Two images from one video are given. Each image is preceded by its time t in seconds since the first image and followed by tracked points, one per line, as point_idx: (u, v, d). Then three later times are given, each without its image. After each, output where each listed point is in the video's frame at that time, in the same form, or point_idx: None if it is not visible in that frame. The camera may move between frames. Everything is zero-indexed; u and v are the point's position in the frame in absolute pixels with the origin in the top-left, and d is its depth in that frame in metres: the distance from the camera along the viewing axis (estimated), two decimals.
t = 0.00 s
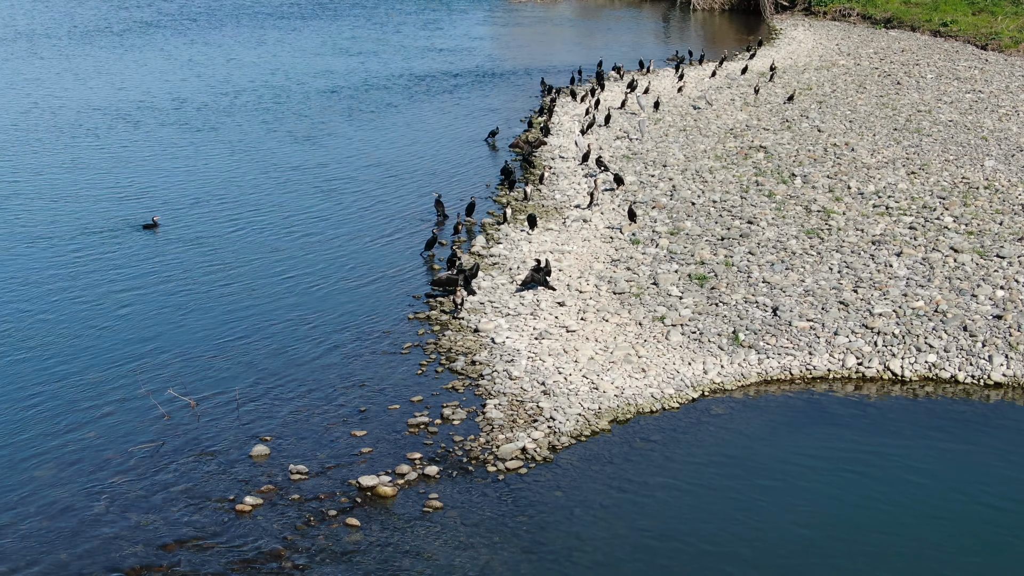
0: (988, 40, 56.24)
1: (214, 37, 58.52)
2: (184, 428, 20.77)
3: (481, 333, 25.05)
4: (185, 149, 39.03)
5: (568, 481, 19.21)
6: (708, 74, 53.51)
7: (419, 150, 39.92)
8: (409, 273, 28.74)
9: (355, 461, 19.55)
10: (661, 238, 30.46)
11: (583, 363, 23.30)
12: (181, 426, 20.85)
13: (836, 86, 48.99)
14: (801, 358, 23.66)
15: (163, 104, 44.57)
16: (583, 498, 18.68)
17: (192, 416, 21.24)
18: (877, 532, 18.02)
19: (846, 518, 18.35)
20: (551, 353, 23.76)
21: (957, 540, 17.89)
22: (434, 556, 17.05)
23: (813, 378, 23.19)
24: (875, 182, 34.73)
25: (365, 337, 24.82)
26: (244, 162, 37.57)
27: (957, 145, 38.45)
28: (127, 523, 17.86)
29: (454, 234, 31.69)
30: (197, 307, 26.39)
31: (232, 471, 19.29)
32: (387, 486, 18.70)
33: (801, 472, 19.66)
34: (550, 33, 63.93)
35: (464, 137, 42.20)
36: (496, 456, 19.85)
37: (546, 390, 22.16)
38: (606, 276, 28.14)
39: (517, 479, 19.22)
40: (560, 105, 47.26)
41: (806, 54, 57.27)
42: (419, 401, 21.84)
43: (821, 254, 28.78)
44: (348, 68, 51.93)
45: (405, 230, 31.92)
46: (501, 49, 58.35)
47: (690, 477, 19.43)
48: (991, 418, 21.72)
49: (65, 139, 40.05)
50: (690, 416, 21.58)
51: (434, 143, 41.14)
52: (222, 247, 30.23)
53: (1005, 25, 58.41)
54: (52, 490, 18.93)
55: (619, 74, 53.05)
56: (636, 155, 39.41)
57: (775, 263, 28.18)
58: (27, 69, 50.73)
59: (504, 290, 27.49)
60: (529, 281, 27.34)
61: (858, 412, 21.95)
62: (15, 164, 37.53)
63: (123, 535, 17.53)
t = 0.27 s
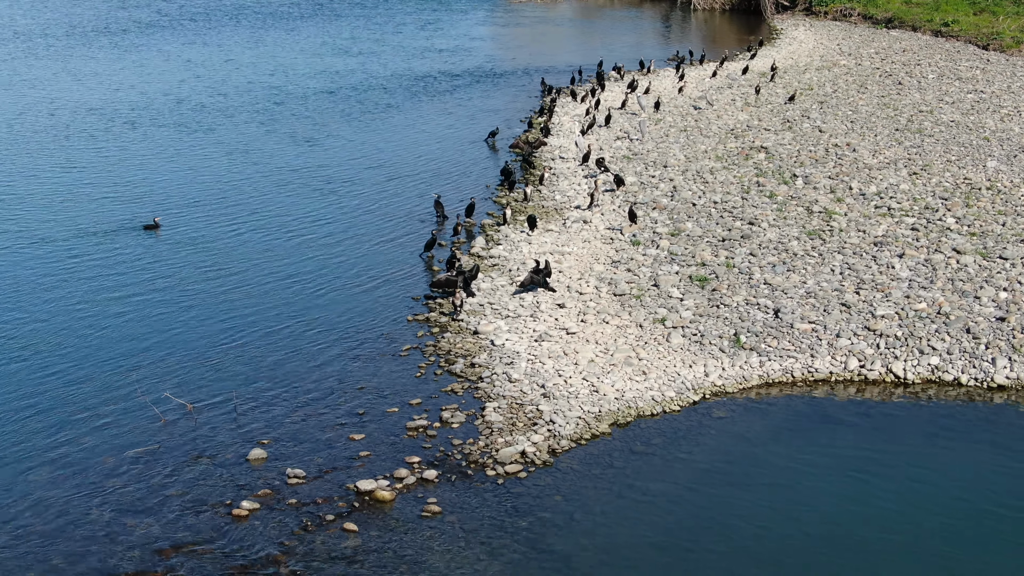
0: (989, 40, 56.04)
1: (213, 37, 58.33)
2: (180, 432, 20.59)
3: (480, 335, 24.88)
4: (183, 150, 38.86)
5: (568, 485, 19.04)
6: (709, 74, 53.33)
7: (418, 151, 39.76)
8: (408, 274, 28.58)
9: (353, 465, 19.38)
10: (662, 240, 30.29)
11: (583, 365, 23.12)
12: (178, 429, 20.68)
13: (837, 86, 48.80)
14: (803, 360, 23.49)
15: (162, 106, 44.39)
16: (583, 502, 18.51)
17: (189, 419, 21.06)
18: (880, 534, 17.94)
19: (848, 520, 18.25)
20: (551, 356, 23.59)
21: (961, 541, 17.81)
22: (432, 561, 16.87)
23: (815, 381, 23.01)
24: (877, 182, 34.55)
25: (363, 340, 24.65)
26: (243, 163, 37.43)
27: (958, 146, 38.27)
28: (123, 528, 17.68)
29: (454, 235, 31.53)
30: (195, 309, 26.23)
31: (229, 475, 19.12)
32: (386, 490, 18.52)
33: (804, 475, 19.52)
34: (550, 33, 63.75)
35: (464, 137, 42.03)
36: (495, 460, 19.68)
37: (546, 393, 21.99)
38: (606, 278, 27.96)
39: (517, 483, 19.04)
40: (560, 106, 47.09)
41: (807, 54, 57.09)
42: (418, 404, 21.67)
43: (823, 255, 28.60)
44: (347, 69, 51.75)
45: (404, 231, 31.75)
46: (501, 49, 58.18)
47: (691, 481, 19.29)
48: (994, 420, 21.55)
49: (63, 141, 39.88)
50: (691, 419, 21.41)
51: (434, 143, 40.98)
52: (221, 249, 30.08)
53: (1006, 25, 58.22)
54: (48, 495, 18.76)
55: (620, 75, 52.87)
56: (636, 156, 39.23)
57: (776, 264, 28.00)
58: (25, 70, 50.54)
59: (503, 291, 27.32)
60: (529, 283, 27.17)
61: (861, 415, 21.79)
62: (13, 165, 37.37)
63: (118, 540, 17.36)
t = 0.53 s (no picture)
0: (991, 39, 55.87)
1: (212, 37, 58.17)
2: (176, 434, 20.44)
3: (479, 337, 24.72)
4: (182, 151, 38.70)
5: (567, 488, 18.88)
6: (709, 74, 53.17)
7: (417, 151, 39.61)
8: (407, 275, 28.43)
9: (350, 468, 19.23)
10: (662, 240, 30.13)
11: (583, 367, 22.96)
12: (174, 432, 20.53)
13: (838, 86, 48.64)
14: (805, 362, 23.32)
15: (160, 106, 44.23)
16: (583, 506, 18.35)
17: (185, 421, 20.91)
18: (883, 533, 17.84)
19: (851, 520, 18.13)
20: (550, 358, 23.43)
21: (964, 539, 17.73)
22: (430, 565, 16.72)
23: (817, 382, 22.84)
24: (878, 183, 34.39)
25: (361, 342, 24.49)
26: (242, 164, 37.32)
27: (960, 146, 38.11)
28: (118, 532, 17.54)
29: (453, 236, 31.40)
30: (193, 311, 26.09)
31: (225, 478, 18.98)
32: (383, 493, 18.37)
33: (805, 477, 19.35)
34: (550, 33, 63.59)
35: (464, 138, 41.87)
36: (494, 463, 19.52)
37: (545, 395, 21.83)
38: (606, 279, 27.80)
39: (516, 486, 18.88)
40: (560, 106, 46.94)
41: (807, 54, 56.92)
42: (416, 406, 21.52)
43: (824, 256, 28.44)
44: (346, 69, 51.61)
45: (403, 232, 31.61)
46: (501, 49, 58.03)
47: (692, 483, 19.12)
48: (998, 421, 21.38)
49: (60, 141, 39.71)
50: (692, 421, 21.24)
51: (433, 144, 40.84)
52: (220, 250, 29.94)
53: (1007, 25, 58.04)
54: (43, 498, 18.61)
55: (620, 75, 52.71)
56: (636, 156, 39.08)
57: (777, 265, 27.84)
58: (23, 70, 50.38)
59: (503, 293, 27.17)
60: (528, 284, 27.02)
61: (863, 417, 21.61)
62: (12, 166, 37.23)
63: (114, 545, 17.21)
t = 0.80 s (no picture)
0: (991, 39, 55.72)
1: (211, 37, 58.06)
2: (172, 437, 20.30)
3: (478, 338, 24.58)
4: (181, 151, 38.60)
5: (566, 492, 18.72)
6: (709, 74, 53.04)
7: (417, 152, 39.47)
8: (405, 276, 28.29)
9: (347, 471, 19.08)
10: (662, 241, 29.99)
11: (582, 369, 22.81)
12: (170, 434, 20.39)
13: (838, 86, 48.50)
14: (805, 364, 23.17)
15: (158, 107, 44.10)
16: (581, 510, 18.19)
17: (181, 424, 20.77)
18: (886, 537, 17.72)
19: (853, 525, 18.00)
20: (549, 359, 23.28)
21: (967, 543, 17.63)
22: (427, 570, 16.57)
23: (817, 385, 22.69)
24: (879, 183, 34.24)
25: (359, 343, 24.35)
26: (241, 164, 37.19)
27: (961, 146, 37.96)
28: (112, 536, 17.40)
29: (452, 237, 31.27)
30: (191, 312, 25.98)
31: (221, 482, 18.83)
32: (380, 497, 18.21)
33: (807, 482, 19.21)
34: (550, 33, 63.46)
35: (463, 138, 41.73)
36: (492, 466, 19.37)
37: (544, 398, 21.68)
38: (605, 280, 27.66)
39: (514, 490, 18.73)
40: (559, 106, 46.80)
41: (808, 54, 56.78)
42: (413, 408, 21.36)
43: (825, 257, 28.29)
44: (345, 69, 51.47)
45: (402, 232, 31.49)
46: (500, 49, 57.90)
47: (693, 487, 18.96)
48: (999, 424, 21.25)
49: (58, 143, 39.58)
50: (692, 424, 21.09)
51: (432, 144, 40.70)
52: (219, 251, 29.83)
53: (1008, 25, 57.89)
54: (37, 502, 18.47)
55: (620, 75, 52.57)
56: (636, 156, 38.94)
57: (778, 266, 27.69)
58: (22, 70, 50.26)
59: (501, 294, 27.03)
60: (527, 285, 26.88)
61: (864, 420, 21.46)
62: (10, 167, 37.13)
63: (108, 549, 17.07)
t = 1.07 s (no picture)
0: (992, 39, 55.57)
1: (209, 38, 57.92)
2: (168, 440, 20.16)
3: (476, 340, 24.43)
4: (181, 152, 38.49)
5: (565, 495, 18.57)
6: (710, 74, 52.89)
7: (416, 153, 39.33)
8: (404, 277, 28.15)
9: (344, 474, 18.94)
10: (661, 242, 29.84)
11: (581, 371, 22.66)
12: (166, 437, 20.24)
13: (839, 86, 48.35)
14: (806, 366, 23.01)
15: (157, 107, 43.98)
16: (580, 513, 18.04)
17: (177, 427, 20.63)
18: (887, 539, 17.63)
19: (854, 527, 17.90)
20: (548, 361, 23.14)
21: (969, 546, 17.55)
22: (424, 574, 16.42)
23: (818, 387, 22.53)
24: (880, 184, 34.08)
25: (357, 345, 24.20)
26: (240, 165, 37.09)
27: (962, 146, 37.81)
28: (107, 540, 17.24)
29: (450, 237, 31.14)
30: (190, 312, 25.87)
31: (217, 485, 18.67)
32: (377, 500, 18.07)
33: (807, 483, 19.09)
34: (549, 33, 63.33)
35: (462, 139, 41.59)
36: (490, 469, 19.22)
37: (542, 400, 21.53)
38: (605, 281, 27.52)
39: (512, 493, 18.58)
40: (559, 106, 46.66)
41: (808, 54, 56.63)
42: (411, 410, 21.22)
43: (825, 258, 28.14)
44: (345, 70, 51.34)
45: (401, 233, 31.38)
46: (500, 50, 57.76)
47: (692, 490, 18.82)
48: (1001, 427, 21.12)
49: (56, 143, 39.46)
50: (692, 426, 20.94)
51: (431, 144, 40.56)
52: (218, 252, 29.72)
53: (1009, 24, 57.74)
54: (31, 505, 18.33)
55: (620, 75, 52.43)
56: (636, 156, 38.79)
57: (778, 267, 27.55)
58: (20, 71, 50.14)
59: (500, 295, 26.89)
60: (526, 286, 26.74)
61: (865, 423, 21.31)
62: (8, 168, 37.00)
63: (102, 554, 16.91)
